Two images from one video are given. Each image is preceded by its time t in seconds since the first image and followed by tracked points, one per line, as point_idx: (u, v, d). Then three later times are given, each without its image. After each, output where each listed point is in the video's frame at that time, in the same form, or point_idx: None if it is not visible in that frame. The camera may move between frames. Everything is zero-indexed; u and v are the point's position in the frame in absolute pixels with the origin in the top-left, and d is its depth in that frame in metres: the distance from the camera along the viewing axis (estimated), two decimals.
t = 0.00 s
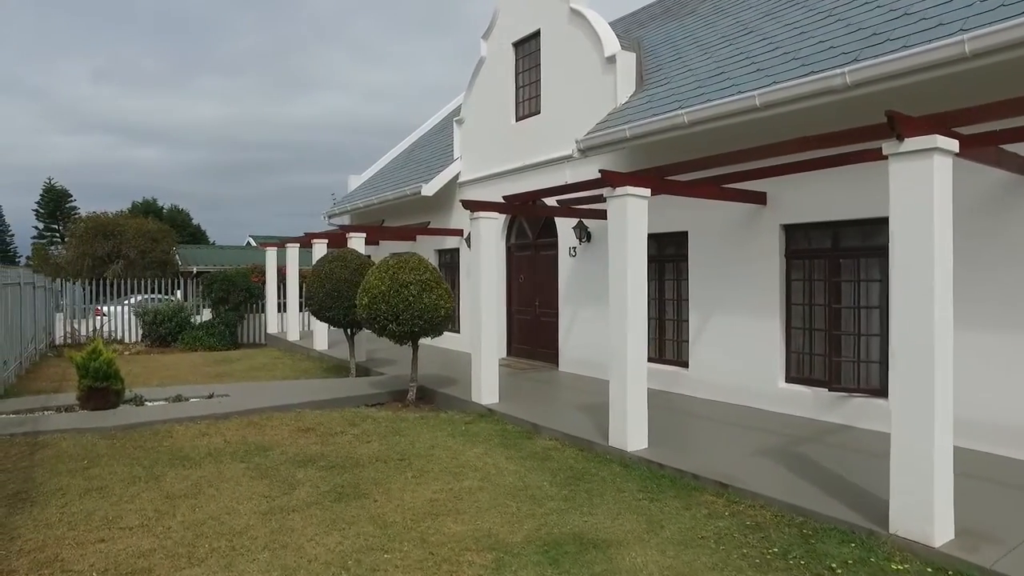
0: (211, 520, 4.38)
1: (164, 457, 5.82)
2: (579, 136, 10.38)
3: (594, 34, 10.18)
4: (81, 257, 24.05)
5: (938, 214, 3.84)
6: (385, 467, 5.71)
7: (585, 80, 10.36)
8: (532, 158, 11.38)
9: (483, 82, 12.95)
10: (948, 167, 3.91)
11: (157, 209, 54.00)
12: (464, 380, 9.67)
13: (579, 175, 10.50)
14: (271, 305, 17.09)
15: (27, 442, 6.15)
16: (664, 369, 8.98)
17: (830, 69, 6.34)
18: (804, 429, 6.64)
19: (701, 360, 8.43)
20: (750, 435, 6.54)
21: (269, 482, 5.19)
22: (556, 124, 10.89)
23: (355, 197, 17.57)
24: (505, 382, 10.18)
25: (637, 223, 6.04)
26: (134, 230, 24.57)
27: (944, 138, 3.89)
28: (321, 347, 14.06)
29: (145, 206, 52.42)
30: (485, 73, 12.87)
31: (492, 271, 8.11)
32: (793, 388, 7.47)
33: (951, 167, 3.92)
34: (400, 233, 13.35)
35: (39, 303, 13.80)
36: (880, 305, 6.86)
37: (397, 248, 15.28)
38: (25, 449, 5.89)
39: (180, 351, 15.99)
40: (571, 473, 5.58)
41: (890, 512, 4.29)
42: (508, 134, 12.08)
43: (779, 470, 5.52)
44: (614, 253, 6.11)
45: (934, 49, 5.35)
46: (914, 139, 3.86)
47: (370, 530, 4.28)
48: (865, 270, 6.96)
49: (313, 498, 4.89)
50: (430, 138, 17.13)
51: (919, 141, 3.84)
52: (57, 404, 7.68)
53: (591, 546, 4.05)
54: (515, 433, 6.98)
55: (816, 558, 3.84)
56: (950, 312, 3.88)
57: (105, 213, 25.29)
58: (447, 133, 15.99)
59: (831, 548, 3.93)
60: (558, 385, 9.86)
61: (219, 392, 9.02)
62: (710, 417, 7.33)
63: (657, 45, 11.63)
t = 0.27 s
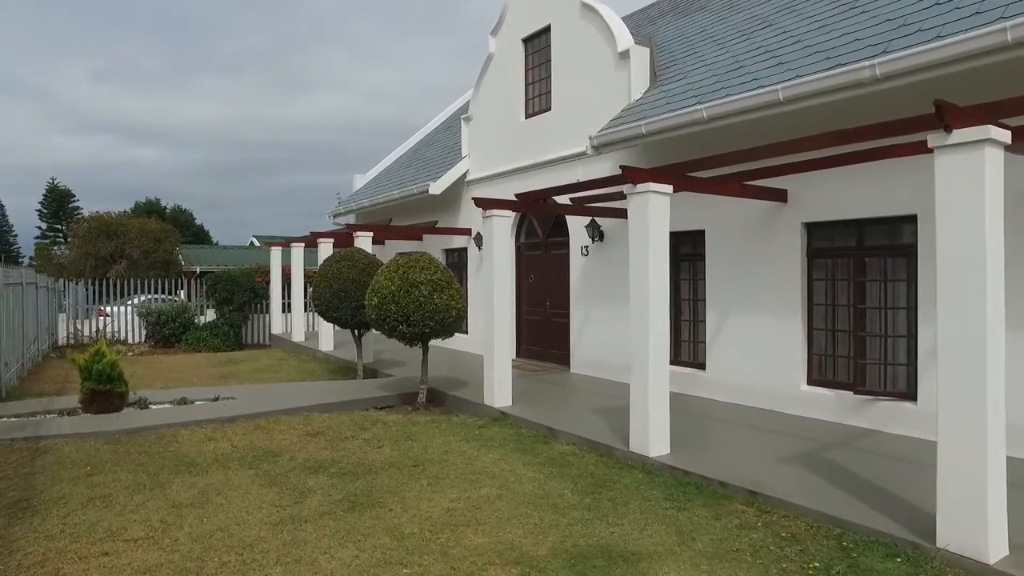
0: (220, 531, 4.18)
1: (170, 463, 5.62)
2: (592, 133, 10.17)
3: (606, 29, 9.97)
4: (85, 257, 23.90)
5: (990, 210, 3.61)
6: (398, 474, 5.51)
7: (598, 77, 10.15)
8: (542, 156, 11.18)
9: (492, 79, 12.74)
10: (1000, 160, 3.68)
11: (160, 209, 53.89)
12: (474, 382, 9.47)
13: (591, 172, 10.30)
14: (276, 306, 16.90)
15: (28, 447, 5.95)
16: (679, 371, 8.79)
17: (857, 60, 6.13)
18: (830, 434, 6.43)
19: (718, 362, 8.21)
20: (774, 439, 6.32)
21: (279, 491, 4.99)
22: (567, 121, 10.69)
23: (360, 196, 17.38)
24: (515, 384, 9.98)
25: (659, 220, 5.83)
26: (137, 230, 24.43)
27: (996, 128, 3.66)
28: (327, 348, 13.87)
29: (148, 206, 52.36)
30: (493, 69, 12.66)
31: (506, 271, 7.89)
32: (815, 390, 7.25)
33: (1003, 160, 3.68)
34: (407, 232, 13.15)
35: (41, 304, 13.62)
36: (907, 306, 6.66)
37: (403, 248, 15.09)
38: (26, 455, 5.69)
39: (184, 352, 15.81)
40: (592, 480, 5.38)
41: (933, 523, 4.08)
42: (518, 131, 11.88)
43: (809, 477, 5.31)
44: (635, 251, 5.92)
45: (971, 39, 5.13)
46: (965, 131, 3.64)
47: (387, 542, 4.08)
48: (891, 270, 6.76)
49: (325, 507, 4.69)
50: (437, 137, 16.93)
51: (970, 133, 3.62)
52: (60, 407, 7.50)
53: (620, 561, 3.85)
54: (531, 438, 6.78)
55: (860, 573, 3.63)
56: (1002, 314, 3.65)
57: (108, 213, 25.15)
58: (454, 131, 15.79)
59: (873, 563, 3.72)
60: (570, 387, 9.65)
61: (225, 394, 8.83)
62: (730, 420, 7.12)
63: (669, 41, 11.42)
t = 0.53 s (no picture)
0: (229, 543, 4.00)
1: (176, 469, 5.45)
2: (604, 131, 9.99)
3: (619, 24, 9.77)
4: (88, 257, 23.76)
5: None
6: (412, 481, 5.33)
7: (610, 74, 9.96)
8: (553, 154, 11.00)
9: (500, 76, 12.56)
10: None
11: (164, 209, 53.84)
12: (485, 385, 9.29)
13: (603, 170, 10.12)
14: (281, 306, 16.74)
15: (30, 452, 5.78)
16: (696, 373, 8.62)
17: (884, 54, 5.94)
18: (855, 439, 6.24)
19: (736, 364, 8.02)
20: (798, 444, 6.13)
21: (289, 499, 4.81)
22: (578, 118, 10.51)
23: (366, 196, 17.20)
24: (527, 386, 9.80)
25: (680, 218, 5.65)
26: (141, 230, 24.30)
27: None
28: (333, 349, 13.69)
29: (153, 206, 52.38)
30: (502, 67, 12.47)
31: (519, 271, 7.71)
32: (837, 393, 7.06)
33: None
34: (414, 231, 12.97)
35: (45, 304, 13.47)
36: (934, 307, 6.46)
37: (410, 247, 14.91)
38: (28, 460, 5.52)
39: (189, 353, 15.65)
40: (612, 488, 5.19)
41: (978, 535, 3.88)
42: (528, 129, 11.70)
43: (837, 485, 5.12)
44: (656, 251, 5.75)
45: (1007, 30, 4.94)
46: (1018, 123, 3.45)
47: (405, 555, 3.90)
48: (917, 270, 6.56)
49: (338, 517, 4.51)
50: (443, 135, 16.76)
51: None
52: (63, 411, 7.33)
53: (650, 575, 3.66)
54: (547, 443, 6.60)
55: None
56: None
57: (112, 213, 25.00)
58: (461, 129, 15.60)
59: None
60: (583, 390, 9.46)
61: (232, 397, 8.65)
62: (750, 424, 6.94)
63: (681, 37, 11.22)
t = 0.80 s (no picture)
0: (242, 554, 3.83)
1: (184, 474, 5.27)
2: (618, 128, 9.80)
3: (632, 19, 9.59)
4: (92, 257, 23.60)
5: None
6: (428, 487, 5.15)
7: (623, 70, 9.79)
8: (564, 152, 10.82)
9: (509, 73, 12.37)
10: None
11: (167, 209, 53.74)
12: (496, 386, 9.11)
13: (616, 168, 9.93)
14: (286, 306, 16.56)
15: (34, 456, 5.60)
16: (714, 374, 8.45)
17: (914, 45, 5.77)
18: (883, 443, 6.05)
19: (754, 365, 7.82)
20: (824, 448, 5.94)
21: (302, 507, 4.63)
22: (591, 115, 10.33)
23: (372, 195, 17.03)
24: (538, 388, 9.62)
25: (704, 215, 5.48)
26: (145, 230, 24.15)
27: None
28: (340, 350, 13.52)
29: (156, 206, 52.35)
30: (511, 64, 12.29)
31: (533, 270, 7.52)
32: (860, 396, 6.86)
33: None
34: (422, 231, 12.78)
35: (48, 305, 13.31)
36: (963, 307, 6.27)
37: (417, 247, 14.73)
38: (31, 465, 5.34)
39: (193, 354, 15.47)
40: (636, 495, 5.01)
41: None
42: (538, 127, 11.51)
43: (869, 491, 4.93)
44: (679, 248, 5.58)
45: None
46: None
47: (426, 567, 3.72)
48: (945, 269, 6.37)
49: (353, 526, 4.33)
50: (450, 134, 16.58)
51: None
52: (67, 413, 7.15)
53: None
54: (564, 447, 6.42)
55: None
56: None
57: (116, 213, 24.85)
58: (468, 127, 15.42)
59: None
60: (596, 392, 9.28)
61: (238, 399, 8.47)
62: (773, 427, 6.75)
63: (694, 32, 11.04)
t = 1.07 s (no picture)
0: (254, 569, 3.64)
1: (191, 481, 5.09)
2: (631, 126, 9.61)
3: (646, 14, 9.40)
4: (94, 257, 23.39)
5: None
6: (444, 495, 4.96)
7: (637, 66, 9.60)
8: (577, 150, 10.65)
9: (518, 70, 12.18)
10: None
11: (170, 209, 53.61)
12: (508, 388, 8.91)
13: (630, 166, 9.73)
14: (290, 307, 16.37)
15: (35, 463, 5.41)
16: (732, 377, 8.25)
17: (949, 37, 5.60)
18: (912, 449, 5.86)
19: (773, 368, 7.61)
20: (852, 455, 5.74)
21: (314, 516, 4.44)
22: (603, 112, 10.14)
23: (378, 194, 16.85)
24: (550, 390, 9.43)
25: (730, 213, 5.29)
26: (147, 230, 23.99)
27: None
28: (346, 351, 13.33)
29: (159, 206, 52.23)
30: (520, 60, 12.09)
31: (547, 270, 7.32)
32: (886, 399, 6.66)
33: None
34: (429, 230, 12.58)
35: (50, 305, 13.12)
36: (995, 309, 6.07)
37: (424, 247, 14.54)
38: (33, 472, 5.15)
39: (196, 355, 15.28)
40: (661, 504, 4.81)
41: None
42: (548, 125, 11.32)
43: (905, 500, 4.74)
44: (704, 248, 5.40)
45: None
46: None
47: None
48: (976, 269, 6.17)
49: (370, 537, 4.14)
50: (457, 132, 16.39)
51: None
52: (69, 417, 6.97)
53: None
54: (582, 453, 6.23)
55: None
56: None
57: (118, 212, 24.69)
58: (475, 126, 15.23)
59: None
60: (610, 394, 9.08)
61: (245, 401, 8.28)
62: (796, 432, 6.55)
63: (707, 28, 10.85)
